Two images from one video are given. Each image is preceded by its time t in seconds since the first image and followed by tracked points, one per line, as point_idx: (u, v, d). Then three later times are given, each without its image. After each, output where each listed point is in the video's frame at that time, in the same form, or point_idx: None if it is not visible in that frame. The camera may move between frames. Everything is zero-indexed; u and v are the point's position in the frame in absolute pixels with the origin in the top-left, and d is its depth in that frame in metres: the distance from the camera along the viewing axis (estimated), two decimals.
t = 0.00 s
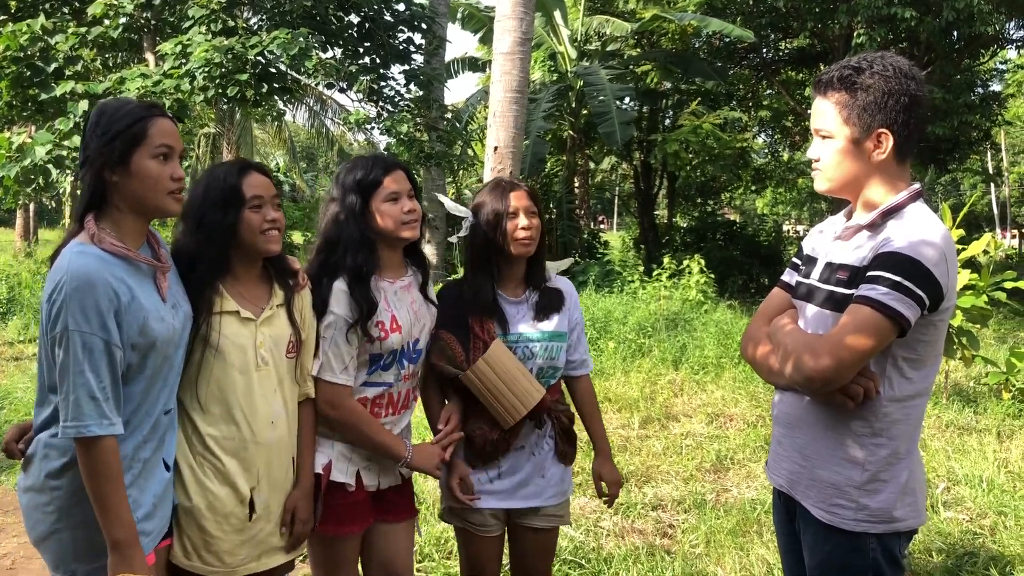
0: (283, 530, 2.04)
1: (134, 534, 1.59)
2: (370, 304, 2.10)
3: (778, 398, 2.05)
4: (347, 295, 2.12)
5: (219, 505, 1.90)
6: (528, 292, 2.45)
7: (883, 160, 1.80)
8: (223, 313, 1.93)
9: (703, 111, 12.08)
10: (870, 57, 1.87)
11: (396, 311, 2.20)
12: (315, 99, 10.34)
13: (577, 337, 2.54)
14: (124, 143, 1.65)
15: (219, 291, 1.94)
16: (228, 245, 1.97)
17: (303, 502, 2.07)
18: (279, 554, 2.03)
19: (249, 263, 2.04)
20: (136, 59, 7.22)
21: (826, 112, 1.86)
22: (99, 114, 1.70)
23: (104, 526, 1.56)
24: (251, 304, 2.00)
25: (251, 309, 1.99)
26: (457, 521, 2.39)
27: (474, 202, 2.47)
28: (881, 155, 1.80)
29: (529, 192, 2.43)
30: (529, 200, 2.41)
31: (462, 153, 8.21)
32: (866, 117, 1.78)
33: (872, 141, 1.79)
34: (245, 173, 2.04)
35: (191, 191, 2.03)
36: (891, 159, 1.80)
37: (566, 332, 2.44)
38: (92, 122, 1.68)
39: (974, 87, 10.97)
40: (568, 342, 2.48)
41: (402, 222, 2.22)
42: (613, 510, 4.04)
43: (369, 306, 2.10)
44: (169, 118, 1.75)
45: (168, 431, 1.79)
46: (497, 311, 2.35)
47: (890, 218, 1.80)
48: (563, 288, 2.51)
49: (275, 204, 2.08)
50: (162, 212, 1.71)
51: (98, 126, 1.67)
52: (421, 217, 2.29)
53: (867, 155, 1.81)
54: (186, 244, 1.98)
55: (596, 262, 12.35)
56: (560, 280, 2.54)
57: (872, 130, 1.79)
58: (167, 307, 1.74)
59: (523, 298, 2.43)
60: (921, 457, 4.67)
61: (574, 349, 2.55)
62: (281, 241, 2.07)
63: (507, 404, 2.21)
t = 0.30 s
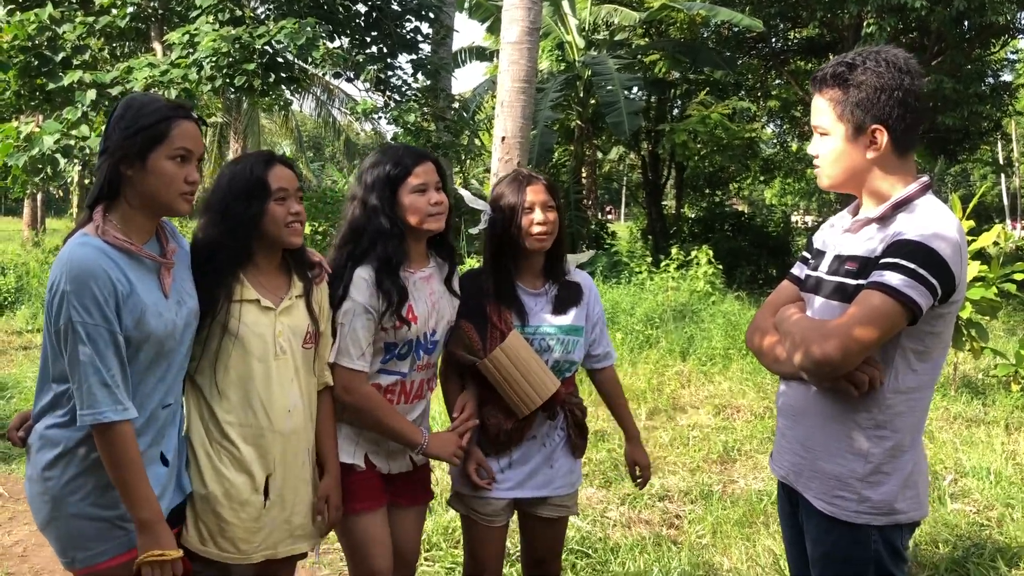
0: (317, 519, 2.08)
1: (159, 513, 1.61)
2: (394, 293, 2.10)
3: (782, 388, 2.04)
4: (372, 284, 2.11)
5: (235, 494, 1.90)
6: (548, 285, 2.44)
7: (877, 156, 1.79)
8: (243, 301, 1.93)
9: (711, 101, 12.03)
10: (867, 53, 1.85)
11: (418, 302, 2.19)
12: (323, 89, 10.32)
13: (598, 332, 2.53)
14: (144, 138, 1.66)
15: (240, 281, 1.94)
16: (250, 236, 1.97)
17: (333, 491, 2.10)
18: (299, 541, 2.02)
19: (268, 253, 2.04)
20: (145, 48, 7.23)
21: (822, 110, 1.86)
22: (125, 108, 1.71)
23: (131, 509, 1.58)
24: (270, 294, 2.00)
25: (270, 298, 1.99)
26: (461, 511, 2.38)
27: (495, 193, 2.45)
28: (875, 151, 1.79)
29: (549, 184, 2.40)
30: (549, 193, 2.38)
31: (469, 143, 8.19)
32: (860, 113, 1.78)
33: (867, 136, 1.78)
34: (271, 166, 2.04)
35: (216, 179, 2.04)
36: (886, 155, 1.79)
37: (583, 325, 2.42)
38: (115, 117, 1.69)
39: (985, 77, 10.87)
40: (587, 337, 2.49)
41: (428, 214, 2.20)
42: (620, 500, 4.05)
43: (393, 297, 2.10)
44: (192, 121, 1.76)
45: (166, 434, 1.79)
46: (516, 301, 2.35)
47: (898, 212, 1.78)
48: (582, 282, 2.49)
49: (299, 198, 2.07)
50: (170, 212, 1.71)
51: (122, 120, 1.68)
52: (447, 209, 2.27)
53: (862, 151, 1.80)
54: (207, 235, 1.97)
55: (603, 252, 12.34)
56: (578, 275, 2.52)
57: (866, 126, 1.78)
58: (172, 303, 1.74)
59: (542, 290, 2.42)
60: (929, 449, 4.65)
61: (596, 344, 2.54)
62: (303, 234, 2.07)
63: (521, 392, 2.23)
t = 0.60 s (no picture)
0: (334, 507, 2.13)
1: (135, 503, 1.62)
2: (406, 281, 2.13)
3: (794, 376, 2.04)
4: (384, 274, 2.13)
5: (249, 486, 1.91)
6: (544, 276, 2.43)
7: (883, 145, 1.79)
8: (257, 296, 1.95)
9: (726, 92, 11.98)
10: (878, 42, 1.85)
11: (430, 285, 2.22)
12: (337, 82, 10.35)
13: (589, 327, 2.48)
14: (150, 125, 1.67)
15: (253, 276, 1.95)
16: (267, 234, 1.98)
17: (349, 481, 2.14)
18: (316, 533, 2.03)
19: (282, 249, 2.04)
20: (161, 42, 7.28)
21: (832, 100, 1.87)
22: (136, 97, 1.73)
23: (109, 496, 1.59)
24: (284, 288, 2.02)
25: (282, 292, 2.01)
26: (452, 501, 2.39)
27: (495, 184, 2.46)
28: (881, 141, 1.79)
29: (549, 176, 2.40)
30: (547, 184, 2.38)
31: (484, 135, 8.20)
32: (863, 103, 1.78)
33: (872, 125, 1.79)
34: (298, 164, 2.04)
35: (239, 166, 2.03)
36: (893, 142, 1.78)
37: (578, 318, 2.40)
38: (126, 105, 1.71)
39: (1002, 66, 10.77)
40: (579, 330, 2.43)
41: (441, 204, 2.23)
42: (635, 491, 4.05)
43: (405, 284, 2.13)
44: (200, 110, 1.77)
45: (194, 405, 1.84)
46: (511, 291, 2.35)
47: (910, 199, 1.77)
48: (577, 274, 2.47)
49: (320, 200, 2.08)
50: (176, 200, 1.73)
51: (132, 108, 1.70)
52: (459, 199, 2.30)
53: (868, 142, 1.81)
54: (222, 228, 1.99)
55: (617, 244, 12.34)
56: (575, 267, 2.49)
57: (870, 115, 1.78)
58: (184, 284, 1.75)
59: (537, 280, 2.41)
60: (945, 440, 4.64)
61: (586, 339, 2.48)
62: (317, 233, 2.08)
63: (510, 379, 2.22)
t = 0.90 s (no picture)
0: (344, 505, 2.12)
1: (154, 499, 1.62)
2: (419, 274, 2.14)
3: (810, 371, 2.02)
4: (401, 265, 2.14)
5: (259, 482, 1.93)
6: (528, 273, 2.40)
7: (909, 135, 1.77)
8: (263, 291, 1.96)
9: (742, 87, 11.93)
10: (901, 35, 1.85)
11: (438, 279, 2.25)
12: (351, 78, 10.36)
13: (574, 326, 2.37)
14: (172, 117, 1.68)
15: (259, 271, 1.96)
16: (273, 231, 1.97)
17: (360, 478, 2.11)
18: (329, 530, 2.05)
19: (287, 244, 2.04)
20: (177, 38, 7.31)
21: (856, 92, 1.86)
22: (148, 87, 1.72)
23: (130, 490, 1.60)
24: (290, 284, 2.03)
25: (288, 287, 2.02)
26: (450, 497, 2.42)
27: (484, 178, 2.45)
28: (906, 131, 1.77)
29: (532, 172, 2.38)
30: (529, 183, 2.35)
31: (498, 131, 8.20)
32: (889, 92, 1.77)
33: (897, 116, 1.77)
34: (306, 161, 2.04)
35: (244, 160, 2.01)
36: (918, 134, 1.77)
37: (562, 317, 2.36)
38: (140, 96, 1.70)
39: (1022, 61, 10.66)
40: (562, 329, 2.37)
41: (444, 200, 2.23)
42: (649, 487, 4.05)
43: (419, 277, 2.14)
44: (212, 104, 1.78)
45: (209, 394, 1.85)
46: (494, 287, 2.37)
47: (928, 191, 1.76)
48: (566, 269, 2.43)
49: (325, 197, 2.08)
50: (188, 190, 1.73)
51: (146, 100, 1.69)
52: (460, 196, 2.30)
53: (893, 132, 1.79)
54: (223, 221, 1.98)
55: (632, 241, 12.32)
56: (564, 264, 2.45)
57: (895, 105, 1.76)
58: (200, 271, 1.77)
59: (521, 278, 2.39)
60: (962, 438, 4.60)
61: (570, 338, 2.38)
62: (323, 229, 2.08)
63: (485, 373, 2.21)
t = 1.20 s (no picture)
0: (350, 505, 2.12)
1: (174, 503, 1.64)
2: (408, 273, 2.15)
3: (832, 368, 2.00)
4: (390, 265, 2.14)
5: (261, 484, 1.92)
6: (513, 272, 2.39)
7: (938, 131, 1.76)
8: (262, 291, 1.94)
9: (754, 87, 11.89)
10: (928, 30, 1.85)
11: (426, 280, 2.26)
12: (363, 78, 10.38)
13: (562, 325, 2.36)
14: (195, 121, 1.68)
15: (258, 270, 1.94)
16: (271, 231, 1.96)
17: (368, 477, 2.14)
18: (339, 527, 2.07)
19: (283, 243, 2.03)
20: (189, 38, 7.34)
21: (880, 85, 1.84)
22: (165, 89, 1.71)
23: (150, 496, 1.61)
24: (286, 283, 2.01)
25: (285, 286, 2.00)
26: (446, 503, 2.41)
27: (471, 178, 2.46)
28: (935, 126, 1.76)
29: (514, 170, 2.36)
30: (509, 184, 2.35)
31: (510, 131, 8.22)
32: (920, 87, 1.76)
33: (925, 112, 1.76)
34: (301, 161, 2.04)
35: (242, 159, 2.01)
36: (947, 131, 1.76)
37: (549, 317, 2.35)
38: (157, 98, 1.69)
39: None
40: (549, 328, 2.35)
41: (427, 199, 2.24)
42: (660, 488, 4.04)
43: (407, 275, 2.14)
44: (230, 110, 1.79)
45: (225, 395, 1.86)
46: (478, 285, 2.38)
47: (941, 191, 1.76)
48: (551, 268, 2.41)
49: (320, 196, 2.08)
50: (201, 196, 1.74)
51: (166, 104, 1.68)
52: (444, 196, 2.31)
53: (920, 126, 1.77)
54: (223, 220, 1.98)
55: (643, 241, 12.32)
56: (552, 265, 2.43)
57: (925, 100, 1.75)
58: (214, 271, 1.77)
59: (506, 277, 2.39)
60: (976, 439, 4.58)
61: (557, 337, 2.36)
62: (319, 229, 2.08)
63: (468, 372, 2.20)
